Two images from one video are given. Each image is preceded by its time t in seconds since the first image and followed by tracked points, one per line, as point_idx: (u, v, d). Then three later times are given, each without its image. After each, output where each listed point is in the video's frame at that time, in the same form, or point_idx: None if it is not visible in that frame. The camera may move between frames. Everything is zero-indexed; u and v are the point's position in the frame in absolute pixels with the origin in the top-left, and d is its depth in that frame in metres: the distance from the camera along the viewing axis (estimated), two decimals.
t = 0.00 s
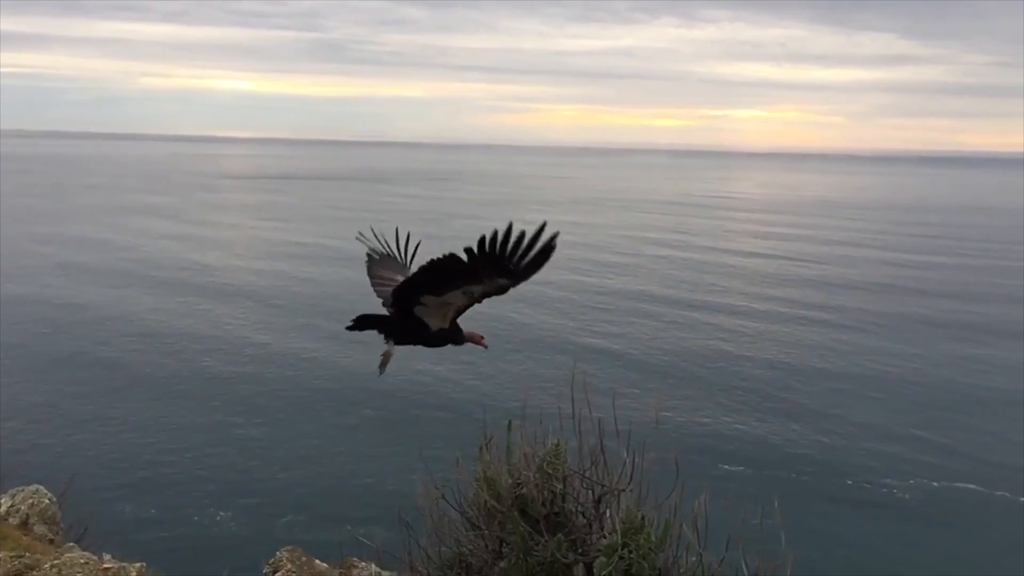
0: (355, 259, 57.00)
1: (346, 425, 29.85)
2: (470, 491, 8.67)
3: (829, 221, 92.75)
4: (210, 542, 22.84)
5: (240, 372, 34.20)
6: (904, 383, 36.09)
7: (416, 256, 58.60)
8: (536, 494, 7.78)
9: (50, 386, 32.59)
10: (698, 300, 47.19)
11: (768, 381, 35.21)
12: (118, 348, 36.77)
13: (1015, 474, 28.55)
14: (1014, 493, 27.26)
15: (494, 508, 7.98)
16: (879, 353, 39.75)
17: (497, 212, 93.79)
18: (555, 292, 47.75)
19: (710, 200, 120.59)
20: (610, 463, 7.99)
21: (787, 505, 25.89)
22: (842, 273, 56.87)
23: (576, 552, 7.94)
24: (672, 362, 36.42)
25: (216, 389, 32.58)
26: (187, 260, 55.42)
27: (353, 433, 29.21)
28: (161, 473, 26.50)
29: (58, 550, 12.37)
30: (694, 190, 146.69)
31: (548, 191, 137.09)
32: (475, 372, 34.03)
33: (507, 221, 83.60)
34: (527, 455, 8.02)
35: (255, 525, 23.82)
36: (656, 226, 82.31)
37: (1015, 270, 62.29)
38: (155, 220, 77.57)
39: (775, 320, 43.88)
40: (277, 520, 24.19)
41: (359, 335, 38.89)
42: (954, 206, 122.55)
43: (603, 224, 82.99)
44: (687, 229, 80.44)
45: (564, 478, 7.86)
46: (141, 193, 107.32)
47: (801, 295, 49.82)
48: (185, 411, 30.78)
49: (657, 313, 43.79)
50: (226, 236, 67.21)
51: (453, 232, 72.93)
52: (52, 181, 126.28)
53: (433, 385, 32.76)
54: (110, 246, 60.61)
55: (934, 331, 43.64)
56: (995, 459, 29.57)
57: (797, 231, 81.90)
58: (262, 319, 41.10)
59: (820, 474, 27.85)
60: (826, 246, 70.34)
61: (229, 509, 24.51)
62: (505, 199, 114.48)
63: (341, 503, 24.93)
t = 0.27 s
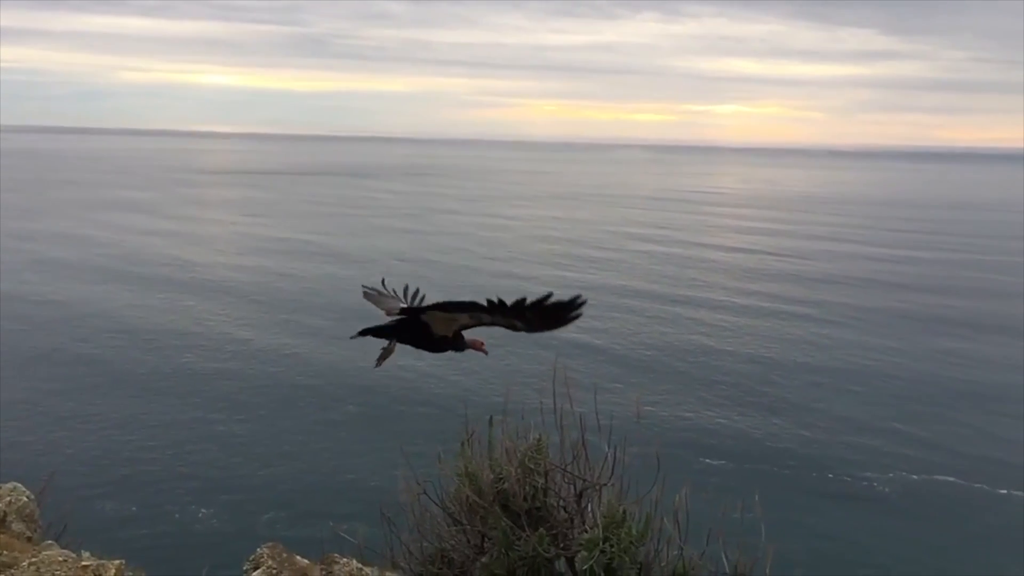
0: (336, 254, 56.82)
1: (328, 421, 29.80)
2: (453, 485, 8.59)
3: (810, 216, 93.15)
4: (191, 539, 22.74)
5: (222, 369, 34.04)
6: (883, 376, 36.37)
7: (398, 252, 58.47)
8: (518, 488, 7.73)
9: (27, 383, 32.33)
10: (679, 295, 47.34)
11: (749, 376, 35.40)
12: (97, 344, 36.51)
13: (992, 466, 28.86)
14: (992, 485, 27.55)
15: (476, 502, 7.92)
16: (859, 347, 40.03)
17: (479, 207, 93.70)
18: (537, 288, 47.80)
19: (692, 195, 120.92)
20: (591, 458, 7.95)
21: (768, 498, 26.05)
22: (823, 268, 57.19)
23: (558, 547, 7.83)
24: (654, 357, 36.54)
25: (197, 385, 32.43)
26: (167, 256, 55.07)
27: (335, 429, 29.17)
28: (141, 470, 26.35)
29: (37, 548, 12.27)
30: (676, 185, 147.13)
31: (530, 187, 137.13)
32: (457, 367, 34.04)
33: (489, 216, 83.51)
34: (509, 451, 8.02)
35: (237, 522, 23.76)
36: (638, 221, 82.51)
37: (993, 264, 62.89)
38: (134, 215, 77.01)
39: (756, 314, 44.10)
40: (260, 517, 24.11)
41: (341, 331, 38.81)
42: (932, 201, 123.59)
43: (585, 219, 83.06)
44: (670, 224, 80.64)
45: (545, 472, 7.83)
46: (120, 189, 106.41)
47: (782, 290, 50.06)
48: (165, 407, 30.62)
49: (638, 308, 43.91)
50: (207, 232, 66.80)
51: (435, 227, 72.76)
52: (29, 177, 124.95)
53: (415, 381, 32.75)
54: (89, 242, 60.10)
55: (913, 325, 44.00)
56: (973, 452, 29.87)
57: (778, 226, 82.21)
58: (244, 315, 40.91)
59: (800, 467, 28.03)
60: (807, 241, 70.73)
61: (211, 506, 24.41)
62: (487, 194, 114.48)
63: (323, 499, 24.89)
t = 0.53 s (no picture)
0: (319, 251, 56.66)
1: (311, 417, 29.75)
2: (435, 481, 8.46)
3: (791, 212, 93.64)
4: (174, 537, 22.65)
5: (204, 365, 33.87)
6: (864, 371, 36.62)
7: (381, 248, 58.35)
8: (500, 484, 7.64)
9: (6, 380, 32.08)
10: (662, 290, 47.52)
11: (732, 371, 35.55)
12: (78, 341, 36.28)
13: (972, 459, 29.13)
14: (972, 478, 27.81)
15: (458, 498, 7.80)
16: (841, 342, 40.28)
17: (462, 203, 93.60)
18: (520, 284, 47.83)
19: (674, 191, 121.17)
20: (573, 454, 7.87)
21: (751, 492, 26.18)
22: (804, 263, 57.51)
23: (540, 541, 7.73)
24: (637, 352, 36.63)
25: (178, 382, 32.29)
26: (147, 253, 54.74)
27: (318, 425, 29.13)
28: (122, 467, 26.20)
29: (14, 547, 12.17)
30: (658, 181, 147.62)
31: (514, 182, 137.25)
32: (440, 363, 34.06)
33: (472, 212, 83.44)
34: (491, 447, 7.93)
35: (220, 519, 23.67)
36: (621, 217, 82.67)
37: (973, 259, 63.45)
38: (115, 211, 76.50)
39: (738, 309, 44.34)
40: (243, 514, 24.04)
41: (324, 327, 38.73)
42: (913, 197, 124.58)
43: (568, 215, 83.14)
44: (652, 220, 80.83)
45: (527, 468, 7.74)
46: (99, 185, 105.52)
47: (764, 285, 50.33)
48: (147, 404, 30.47)
49: (621, 303, 44.03)
50: (188, 228, 66.42)
51: (417, 223, 72.64)
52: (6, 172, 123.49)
53: (398, 377, 32.74)
54: (68, 238, 59.62)
55: (893, 320, 44.36)
56: (953, 446, 30.12)
57: (760, 221, 82.54)
58: (226, 311, 40.76)
59: (783, 462, 28.19)
60: (789, 237, 71.09)
61: (193, 503, 24.32)
62: (471, 190, 114.50)
63: (307, 496, 24.82)
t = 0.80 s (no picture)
0: (300, 246, 56.47)
1: (292, 414, 29.64)
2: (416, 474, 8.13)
3: (772, 207, 94.13)
4: (154, 535, 22.51)
5: (183, 363, 33.64)
6: (843, 365, 36.86)
7: (361, 244, 58.18)
8: (481, 478, 7.38)
9: None
10: (643, 286, 47.66)
11: (712, 366, 35.69)
12: (56, 338, 36.02)
13: (950, 452, 29.41)
14: (949, 471, 28.09)
15: (439, 492, 7.51)
16: (820, 336, 40.53)
17: (444, 199, 93.48)
18: (501, 279, 47.82)
19: (656, 187, 121.50)
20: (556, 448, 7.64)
21: (733, 487, 26.28)
22: (785, 258, 57.82)
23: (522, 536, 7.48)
24: (618, 348, 36.70)
25: (158, 379, 32.11)
26: (127, 249, 54.38)
27: (300, 422, 29.02)
28: (101, 465, 26.01)
29: None
30: (639, 176, 148.06)
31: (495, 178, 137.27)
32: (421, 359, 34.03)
33: (454, 208, 83.36)
34: (471, 440, 7.61)
35: (201, 516, 23.54)
36: (602, 212, 82.81)
37: (950, 254, 64.06)
38: (93, 207, 75.90)
39: (719, 305, 44.54)
40: (223, 511, 23.92)
41: (305, 323, 38.60)
42: (891, 192, 125.63)
43: (550, 211, 83.19)
44: (634, 215, 81.02)
45: (509, 463, 7.49)
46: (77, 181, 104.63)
47: (745, 280, 50.56)
48: (127, 402, 30.28)
49: (603, 299, 44.13)
50: (167, 224, 66.01)
51: (399, 219, 72.51)
52: None
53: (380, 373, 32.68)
54: (46, 235, 59.14)
55: (872, 314, 44.68)
56: (931, 439, 30.38)
57: (740, 217, 82.90)
58: (206, 308, 40.56)
59: (763, 456, 28.32)
60: (769, 232, 71.45)
61: (174, 501, 24.18)
62: (451, 186, 114.44)
63: (288, 493, 24.73)
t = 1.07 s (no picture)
0: (281, 242, 56.21)
1: (274, 410, 29.55)
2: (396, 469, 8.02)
3: (753, 203, 94.48)
4: (135, 532, 22.41)
5: (163, 359, 33.46)
6: (824, 360, 37.10)
7: (343, 240, 57.98)
8: (462, 474, 7.26)
9: None
10: (625, 281, 47.75)
11: (693, 360, 35.84)
12: (34, 335, 35.72)
13: (928, 446, 29.68)
14: (927, 464, 28.36)
15: (418, 489, 7.40)
16: (801, 331, 40.76)
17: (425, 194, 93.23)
18: (484, 275, 47.81)
19: (638, 182, 121.59)
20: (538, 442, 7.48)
21: (714, 481, 26.44)
22: (766, 254, 58.09)
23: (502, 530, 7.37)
24: (601, 343, 36.79)
25: (137, 376, 31.92)
26: (106, 245, 53.94)
27: (281, 419, 28.94)
28: (81, 463, 25.84)
29: None
30: (622, 172, 148.21)
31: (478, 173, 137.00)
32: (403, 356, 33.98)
33: (436, 203, 83.18)
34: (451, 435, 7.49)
35: (182, 513, 23.46)
36: (584, 208, 82.85)
37: (929, 249, 64.54)
38: (71, 203, 75.23)
39: (700, 300, 44.70)
40: (204, 508, 23.84)
41: (286, 320, 38.46)
42: (872, 187, 126.31)
43: (532, 206, 83.14)
44: (616, 211, 81.10)
45: (489, 458, 7.35)
46: (55, 176, 103.58)
47: (726, 275, 50.75)
48: (106, 398, 30.09)
49: (585, 294, 44.20)
50: (146, 220, 65.51)
51: (381, 214, 72.29)
52: None
53: (362, 369, 32.63)
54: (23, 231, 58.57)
55: (852, 309, 44.97)
56: (909, 433, 30.66)
57: (722, 212, 83.14)
58: (187, 304, 40.33)
59: (744, 450, 28.48)
60: (750, 227, 71.72)
61: (154, 498, 24.07)
62: (434, 182, 114.14)
63: (270, 490, 24.66)
